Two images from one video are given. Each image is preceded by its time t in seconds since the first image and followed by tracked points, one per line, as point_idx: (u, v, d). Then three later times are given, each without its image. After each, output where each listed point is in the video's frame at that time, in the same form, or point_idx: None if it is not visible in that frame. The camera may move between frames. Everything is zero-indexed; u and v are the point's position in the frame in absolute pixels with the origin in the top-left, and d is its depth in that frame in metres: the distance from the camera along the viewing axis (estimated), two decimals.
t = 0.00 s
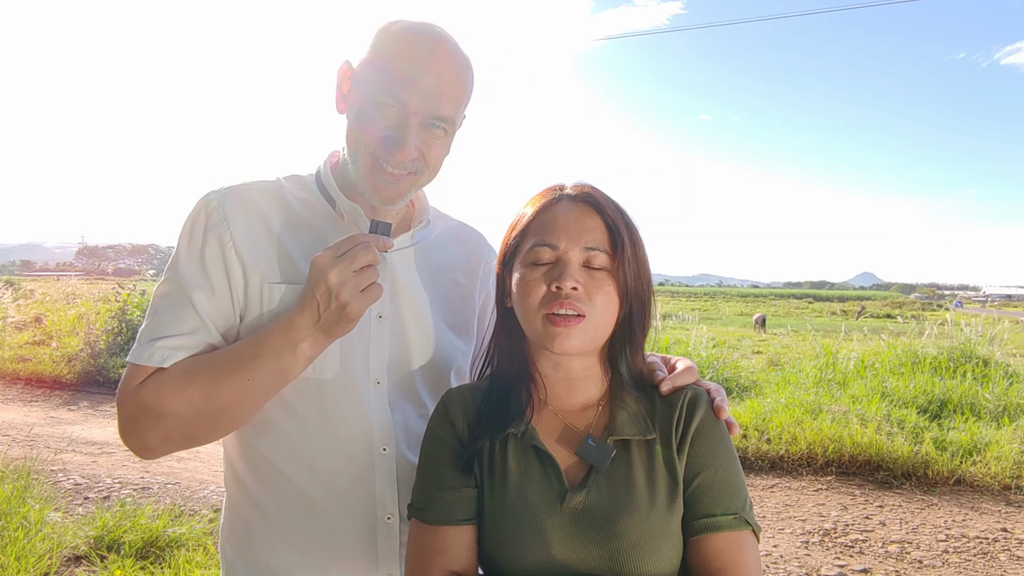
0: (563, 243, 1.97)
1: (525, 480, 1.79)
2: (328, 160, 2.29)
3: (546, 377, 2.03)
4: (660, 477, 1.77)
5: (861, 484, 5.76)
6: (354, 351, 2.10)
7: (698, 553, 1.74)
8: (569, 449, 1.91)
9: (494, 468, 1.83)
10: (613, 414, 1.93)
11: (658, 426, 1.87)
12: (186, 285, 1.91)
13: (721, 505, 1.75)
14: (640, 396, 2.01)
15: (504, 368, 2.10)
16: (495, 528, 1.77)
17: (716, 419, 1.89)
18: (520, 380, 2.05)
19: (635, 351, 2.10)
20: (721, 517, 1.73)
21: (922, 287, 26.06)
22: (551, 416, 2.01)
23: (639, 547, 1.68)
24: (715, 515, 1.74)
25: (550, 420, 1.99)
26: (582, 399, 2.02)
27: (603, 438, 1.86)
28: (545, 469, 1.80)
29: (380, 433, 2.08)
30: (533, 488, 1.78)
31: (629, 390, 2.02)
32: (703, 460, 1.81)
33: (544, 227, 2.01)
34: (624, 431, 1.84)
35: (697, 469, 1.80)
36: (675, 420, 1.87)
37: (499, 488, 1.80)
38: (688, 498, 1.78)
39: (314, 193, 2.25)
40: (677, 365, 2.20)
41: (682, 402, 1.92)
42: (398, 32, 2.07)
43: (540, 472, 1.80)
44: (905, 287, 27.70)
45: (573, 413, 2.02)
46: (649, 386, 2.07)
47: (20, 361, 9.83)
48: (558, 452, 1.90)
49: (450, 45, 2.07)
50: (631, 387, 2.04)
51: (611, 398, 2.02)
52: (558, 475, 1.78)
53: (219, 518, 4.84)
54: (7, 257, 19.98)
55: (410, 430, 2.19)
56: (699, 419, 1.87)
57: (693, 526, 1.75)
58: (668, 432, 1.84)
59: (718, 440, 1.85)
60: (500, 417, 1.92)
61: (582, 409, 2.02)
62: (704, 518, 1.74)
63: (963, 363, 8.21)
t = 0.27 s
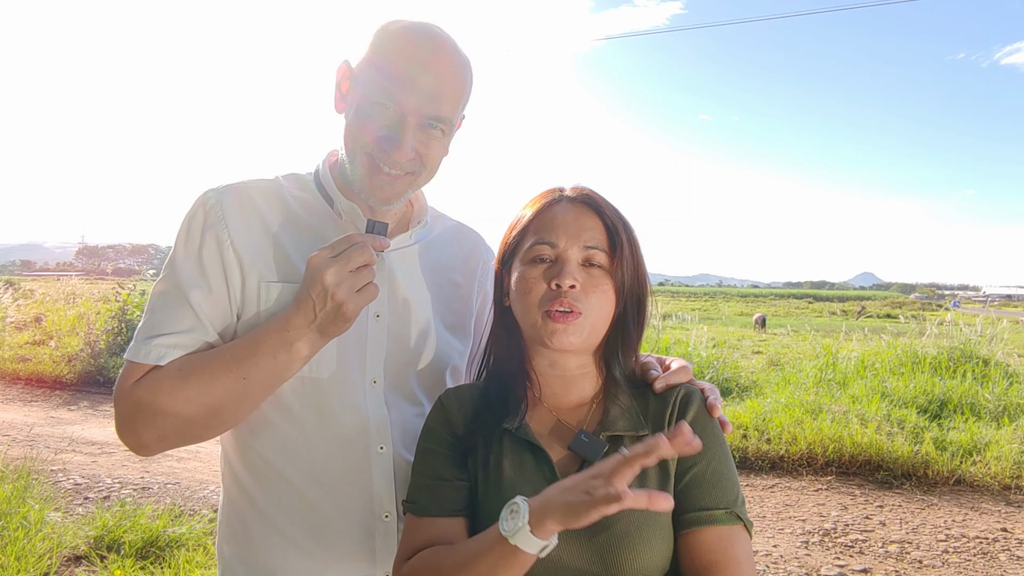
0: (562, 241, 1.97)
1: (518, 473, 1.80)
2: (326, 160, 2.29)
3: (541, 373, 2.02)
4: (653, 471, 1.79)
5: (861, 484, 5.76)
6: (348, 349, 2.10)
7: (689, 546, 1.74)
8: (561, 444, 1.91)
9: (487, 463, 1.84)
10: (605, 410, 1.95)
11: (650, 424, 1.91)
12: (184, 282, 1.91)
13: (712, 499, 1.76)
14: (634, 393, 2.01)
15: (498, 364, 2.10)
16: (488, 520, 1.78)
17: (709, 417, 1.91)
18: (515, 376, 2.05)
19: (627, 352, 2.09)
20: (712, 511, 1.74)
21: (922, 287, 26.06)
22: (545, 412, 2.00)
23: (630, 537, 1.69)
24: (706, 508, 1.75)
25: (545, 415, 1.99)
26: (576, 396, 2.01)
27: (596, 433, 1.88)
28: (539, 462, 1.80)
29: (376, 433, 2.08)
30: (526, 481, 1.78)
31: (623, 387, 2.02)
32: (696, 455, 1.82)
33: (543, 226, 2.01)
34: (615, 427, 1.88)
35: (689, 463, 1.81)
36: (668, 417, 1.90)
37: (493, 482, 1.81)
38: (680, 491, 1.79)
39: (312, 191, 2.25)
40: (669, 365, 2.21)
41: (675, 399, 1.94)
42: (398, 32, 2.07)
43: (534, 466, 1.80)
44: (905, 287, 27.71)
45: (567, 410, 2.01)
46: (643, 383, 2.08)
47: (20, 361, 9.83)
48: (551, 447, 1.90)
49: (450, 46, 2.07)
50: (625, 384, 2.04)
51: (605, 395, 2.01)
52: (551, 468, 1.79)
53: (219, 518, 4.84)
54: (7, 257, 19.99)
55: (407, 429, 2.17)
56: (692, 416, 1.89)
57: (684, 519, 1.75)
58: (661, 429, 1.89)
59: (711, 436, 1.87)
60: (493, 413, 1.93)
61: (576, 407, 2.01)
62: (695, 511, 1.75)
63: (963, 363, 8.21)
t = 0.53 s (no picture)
0: (534, 241, 1.99)
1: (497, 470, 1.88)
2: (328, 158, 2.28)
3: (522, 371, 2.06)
4: (628, 464, 1.82)
5: (861, 484, 5.76)
6: (354, 347, 2.09)
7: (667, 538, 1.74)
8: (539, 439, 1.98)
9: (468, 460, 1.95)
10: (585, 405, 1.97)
11: (630, 416, 1.90)
12: (187, 280, 1.91)
13: (690, 489, 1.76)
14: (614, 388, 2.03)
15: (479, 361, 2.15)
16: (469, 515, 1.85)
17: (688, 410, 1.91)
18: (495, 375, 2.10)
19: (606, 352, 2.10)
20: (689, 501, 1.74)
21: (922, 287, 26.06)
22: (524, 409, 2.08)
23: (604, 530, 1.72)
24: (683, 499, 1.75)
25: (524, 411, 2.07)
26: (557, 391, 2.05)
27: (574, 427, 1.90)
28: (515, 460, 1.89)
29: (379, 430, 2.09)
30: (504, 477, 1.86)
31: (603, 381, 2.04)
32: (673, 447, 1.83)
33: (516, 227, 2.03)
34: (593, 420, 1.89)
35: (666, 456, 1.82)
36: (647, 409, 1.91)
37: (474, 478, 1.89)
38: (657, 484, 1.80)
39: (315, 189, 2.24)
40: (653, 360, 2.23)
41: (655, 392, 1.94)
42: (405, 31, 2.07)
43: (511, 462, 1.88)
44: (906, 287, 27.71)
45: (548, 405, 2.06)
46: (625, 379, 2.09)
47: (19, 361, 9.83)
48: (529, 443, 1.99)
49: (456, 46, 2.07)
50: (605, 378, 2.06)
51: (585, 389, 2.05)
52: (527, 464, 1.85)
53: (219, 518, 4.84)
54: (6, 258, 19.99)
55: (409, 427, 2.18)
56: (670, 408, 1.89)
57: (662, 511, 1.76)
58: (638, 421, 1.88)
59: (689, 428, 1.88)
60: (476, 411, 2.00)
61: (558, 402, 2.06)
62: (672, 502, 1.75)
63: (963, 363, 8.22)
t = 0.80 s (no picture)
0: (519, 237, 2.00)
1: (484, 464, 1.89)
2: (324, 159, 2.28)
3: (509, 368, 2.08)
4: (615, 462, 1.82)
5: (861, 484, 5.76)
6: (350, 347, 2.08)
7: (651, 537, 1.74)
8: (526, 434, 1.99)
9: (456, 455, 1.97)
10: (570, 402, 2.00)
11: (615, 414, 1.92)
12: (185, 283, 1.91)
13: (674, 488, 1.75)
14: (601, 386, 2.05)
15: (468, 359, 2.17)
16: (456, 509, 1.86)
17: (675, 409, 1.91)
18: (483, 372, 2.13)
19: (595, 346, 2.12)
20: (674, 500, 1.73)
21: (922, 287, 26.07)
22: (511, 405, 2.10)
23: (588, 526, 1.72)
24: (668, 498, 1.74)
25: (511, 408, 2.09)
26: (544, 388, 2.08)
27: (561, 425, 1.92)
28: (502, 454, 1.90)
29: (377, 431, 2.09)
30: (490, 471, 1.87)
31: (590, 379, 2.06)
32: (659, 446, 1.83)
33: (502, 224, 2.04)
34: (580, 417, 1.91)
35: (652, 454, 1.82)
36: (634, 408, 1.91)
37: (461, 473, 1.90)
38: (643, 482, 1.80)
39: (311, 190, 2.24)
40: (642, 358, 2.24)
41: (642, 391, 1.95)
42: (401, 32, 2.07)
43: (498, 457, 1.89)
44: (906, 287, 27.71)
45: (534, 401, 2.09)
46: (612, 376, 2.11)
47: (20, 361, 9.83)
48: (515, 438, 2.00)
49: (452, 46, 2.07)
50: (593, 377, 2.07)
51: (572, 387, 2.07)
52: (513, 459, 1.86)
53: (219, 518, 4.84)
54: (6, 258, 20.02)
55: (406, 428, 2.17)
56: (657, 407, 1.90)
57: (646, 509, 1.76)
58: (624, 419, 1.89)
59: (676, 428, 1.87)
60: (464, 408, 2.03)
61: (544, 398, 2.09)
62: (656, 500, 1.75)
63: (963, 363, 8.22)
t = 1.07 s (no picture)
0: (516, 235, 2.00)
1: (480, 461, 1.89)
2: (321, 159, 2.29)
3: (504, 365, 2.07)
4: (609, 462, 1.82)
5: (860, 484, 5.76)
6: (346, 347, 2.08)
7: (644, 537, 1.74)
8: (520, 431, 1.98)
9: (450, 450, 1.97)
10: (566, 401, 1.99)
11: (610, 414, 1.92)
12: (181, 284, 1.91)
13: (668, 489, 1.75)
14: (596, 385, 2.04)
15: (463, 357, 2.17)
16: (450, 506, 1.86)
17: (668, 412, 1.90)
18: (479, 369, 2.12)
19: (591, 345, 2.12)
20: (667, 501, 1.73)
21: (922, 287, 26.07)
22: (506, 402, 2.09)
23: (582, 526, 1.71)
24: (661, 499, 1.74)
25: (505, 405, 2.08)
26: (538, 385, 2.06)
27: (557, 424, 1.91)
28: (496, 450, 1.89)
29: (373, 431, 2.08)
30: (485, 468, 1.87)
31: (585, 378, 2.05)
32: (653, 447, 1.83)
33: (498, 221, 2.04)
34: (576, 416, 1.90)
35: (646, 455, 1.83)
36: (629, 408, 1.91)
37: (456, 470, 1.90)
38: (636, 482, 1.80)
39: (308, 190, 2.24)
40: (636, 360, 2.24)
41: (637, 392, 1.95)
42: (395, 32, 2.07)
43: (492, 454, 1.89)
44: (906, 287, 27.72)
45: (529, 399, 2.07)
46: (608, 377, 2.10)
47: (20, 361, 9.83)
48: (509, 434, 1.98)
49: (446, 45, 2.07)
50: (588, 376, 2.06)
51: (567, 385, 2.06)
52: (508, 456, 1.86)
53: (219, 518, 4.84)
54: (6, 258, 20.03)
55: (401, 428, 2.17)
56: (651, 408, 1.90)
57: (639, 510, 1.76)
58: (619, 419, 1.89)
59: (670, 429, 1.88)
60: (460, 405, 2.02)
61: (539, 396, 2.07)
62: (650, 501, 1.75)
63: (963, 363, 8.22)
